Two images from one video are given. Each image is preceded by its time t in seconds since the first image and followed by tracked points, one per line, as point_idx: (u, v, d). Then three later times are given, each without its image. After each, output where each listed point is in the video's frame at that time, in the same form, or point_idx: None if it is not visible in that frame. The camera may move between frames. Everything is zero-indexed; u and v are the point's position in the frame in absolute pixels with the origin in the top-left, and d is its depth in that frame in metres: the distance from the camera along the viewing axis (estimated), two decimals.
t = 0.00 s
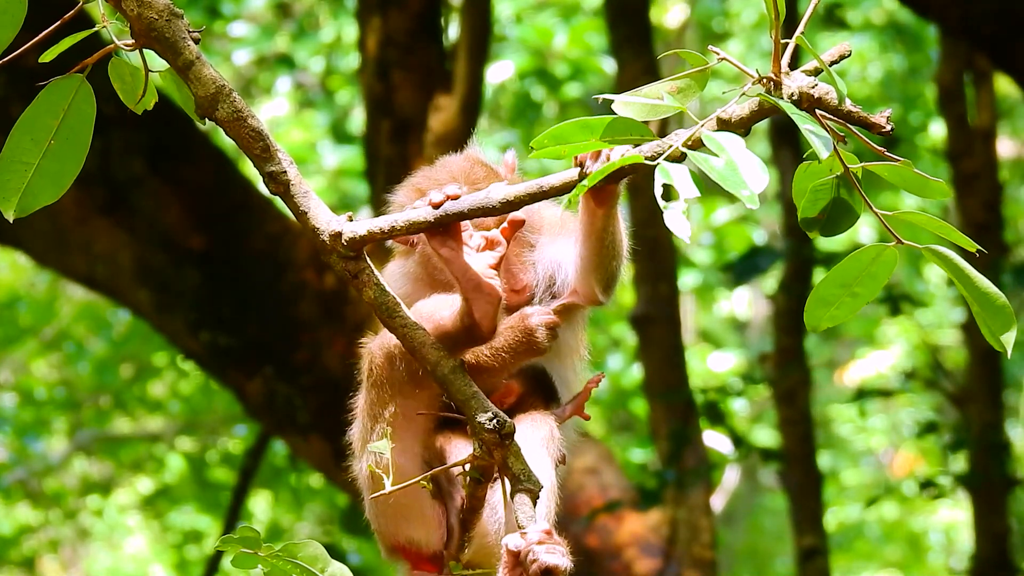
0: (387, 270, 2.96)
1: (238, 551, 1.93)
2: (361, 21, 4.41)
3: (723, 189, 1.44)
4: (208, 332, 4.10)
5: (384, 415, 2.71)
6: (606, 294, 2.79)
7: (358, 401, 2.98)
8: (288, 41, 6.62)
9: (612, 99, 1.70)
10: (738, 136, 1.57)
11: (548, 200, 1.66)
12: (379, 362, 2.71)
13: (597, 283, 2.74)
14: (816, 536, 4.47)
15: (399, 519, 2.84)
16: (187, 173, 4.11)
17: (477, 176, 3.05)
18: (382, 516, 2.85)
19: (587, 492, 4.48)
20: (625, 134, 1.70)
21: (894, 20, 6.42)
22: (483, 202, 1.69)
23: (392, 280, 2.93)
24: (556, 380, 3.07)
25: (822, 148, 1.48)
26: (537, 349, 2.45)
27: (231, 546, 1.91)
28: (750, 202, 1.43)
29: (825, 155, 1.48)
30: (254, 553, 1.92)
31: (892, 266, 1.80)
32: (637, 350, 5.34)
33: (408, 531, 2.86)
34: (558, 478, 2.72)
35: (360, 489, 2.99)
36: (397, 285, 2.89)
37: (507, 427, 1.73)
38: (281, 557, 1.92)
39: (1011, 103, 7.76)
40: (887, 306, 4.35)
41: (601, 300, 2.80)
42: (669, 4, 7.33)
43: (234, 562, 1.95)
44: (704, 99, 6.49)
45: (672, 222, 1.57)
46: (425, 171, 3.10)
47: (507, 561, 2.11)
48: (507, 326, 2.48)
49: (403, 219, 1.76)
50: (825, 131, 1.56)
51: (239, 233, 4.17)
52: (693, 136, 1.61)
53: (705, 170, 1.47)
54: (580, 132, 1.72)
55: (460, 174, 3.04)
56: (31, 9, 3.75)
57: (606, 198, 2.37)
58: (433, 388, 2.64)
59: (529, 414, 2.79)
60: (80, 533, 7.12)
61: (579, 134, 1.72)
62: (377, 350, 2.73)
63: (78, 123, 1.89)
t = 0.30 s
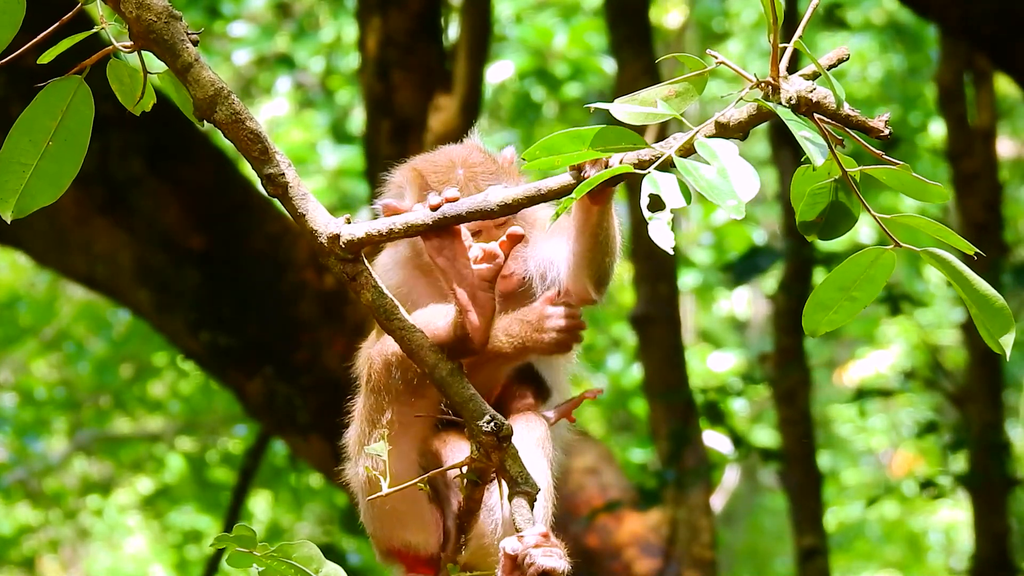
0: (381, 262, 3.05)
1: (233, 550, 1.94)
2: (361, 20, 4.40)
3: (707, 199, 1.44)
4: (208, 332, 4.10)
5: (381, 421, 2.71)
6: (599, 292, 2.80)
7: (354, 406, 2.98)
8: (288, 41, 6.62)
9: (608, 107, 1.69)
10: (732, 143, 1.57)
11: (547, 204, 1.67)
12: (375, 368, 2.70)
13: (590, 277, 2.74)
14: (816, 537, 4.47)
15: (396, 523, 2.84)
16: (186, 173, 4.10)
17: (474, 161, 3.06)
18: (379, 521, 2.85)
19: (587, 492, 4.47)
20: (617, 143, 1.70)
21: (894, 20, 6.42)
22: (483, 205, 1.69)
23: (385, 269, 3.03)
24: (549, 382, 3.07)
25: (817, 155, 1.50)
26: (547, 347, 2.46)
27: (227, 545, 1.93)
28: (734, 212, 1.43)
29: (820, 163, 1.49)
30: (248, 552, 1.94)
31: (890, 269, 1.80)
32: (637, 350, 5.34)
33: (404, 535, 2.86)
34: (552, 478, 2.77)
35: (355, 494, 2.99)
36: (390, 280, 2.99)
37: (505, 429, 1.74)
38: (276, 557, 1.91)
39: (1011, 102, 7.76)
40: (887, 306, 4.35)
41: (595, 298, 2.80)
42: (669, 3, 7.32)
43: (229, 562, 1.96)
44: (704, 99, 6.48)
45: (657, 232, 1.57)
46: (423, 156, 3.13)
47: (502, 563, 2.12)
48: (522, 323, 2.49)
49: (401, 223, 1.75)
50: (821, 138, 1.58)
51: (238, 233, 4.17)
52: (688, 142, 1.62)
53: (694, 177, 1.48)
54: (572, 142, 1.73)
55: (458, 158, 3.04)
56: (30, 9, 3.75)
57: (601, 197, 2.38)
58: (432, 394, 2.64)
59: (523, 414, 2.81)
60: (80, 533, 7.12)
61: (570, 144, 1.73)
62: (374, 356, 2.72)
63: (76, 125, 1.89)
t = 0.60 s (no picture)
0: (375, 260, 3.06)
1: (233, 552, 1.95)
2: (361, 20, 4.40)
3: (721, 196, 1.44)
4: (208, 332, 4.11)
5: (380, 422, 2.72)
6: (596, 286, 2.81)
7: (353, 408, 2.99)
8: (288, 41, 6.62)
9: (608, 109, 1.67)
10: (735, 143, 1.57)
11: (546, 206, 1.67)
12: (373, 370, 2.70)
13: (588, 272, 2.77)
14: (816, 537, 4.47)
15: (395, 525, 2.84)
16: (186, 174, 4.10)
17: (463, 153, 3.05)
18: (379, 522, 2.85)
19: (587, 492, 4.47)
20: (624, 144, 1.71)
21: (894, 20, 6.42)
22: (482, 205, 1.71)
23: (381, 270, 3.03)
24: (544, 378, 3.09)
25: (822, 154, 1.49)
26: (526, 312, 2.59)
27: (226, 546, 1.93)
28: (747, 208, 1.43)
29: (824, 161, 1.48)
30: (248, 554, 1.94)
31: (889, 269, 1.81)
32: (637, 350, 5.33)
33: (404, 536, 2.86)
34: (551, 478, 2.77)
35: (355, 494, 2.99)
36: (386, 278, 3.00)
37: (504, 431, 1.74)
38: (275, 557, 1.91)
39: (1011, 102, 7.75)
40: (887, 306, 4.35)
41: (591, 292, 2.81)
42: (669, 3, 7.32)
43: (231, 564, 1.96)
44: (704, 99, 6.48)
45: (669, 231, 1.57)
46: (413, 152, 3.13)
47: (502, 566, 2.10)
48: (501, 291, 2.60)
49: (400, 224, 1.75)
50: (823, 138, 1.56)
51: (238, 233, 4.16)
52: (691, 143, 1.61)
53: (704, 176, 1.48)
54: (578, 142, 1.72)
55: (446, 151, 3.04)
56: (30, 9, 3.75)
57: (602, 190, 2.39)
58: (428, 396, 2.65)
59: (520, 414, 2.82)
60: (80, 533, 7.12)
61: (577, 145, 1.73)
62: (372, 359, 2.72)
63: (75, 126, 1.88)
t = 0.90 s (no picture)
0: (379, 251, 3.10)
1: (235, 549, 1.93)
2: (361, 21, 4.40)
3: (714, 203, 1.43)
4: (208, 332, 4.11)
5: (384, 418, 2.72)
6: (597, 285, 2.85)
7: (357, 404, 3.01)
8: (288, 41, 6.62)
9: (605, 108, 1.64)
10: (735, 141, 1.57)
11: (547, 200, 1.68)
12: (378, 365, 2.71)
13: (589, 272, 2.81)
14: (816, 536, 4.47)
15: (399, 520, 2.85)
16: (187, 173, 4.10)
17: (464, 138, 3.07)
18: (382, 517, 2.86)
19: (587, 492, 4.47)
20: (620, 145, 1.65)
21: (894, 19, 6.42)
22: (483, 201, 1.69)
23: (386, 263, 3.06)
24: (543, 372, 3.05)
25: (821, 152, 1.49)
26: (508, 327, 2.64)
27: (230, 544, 1.91)
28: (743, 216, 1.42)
29: (824, 158, 1.49)
30: (252, 551, 1.92)
31: (890, 264, 1.80)
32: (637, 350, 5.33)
33: (408, 531, 2.87)
34: (554, 474, 2.78)
35: (358, 490, 2.99)
36: (392, 266, 3.04)
37: (507, 426, 1.74)
38: (280, 554, 1.92)
39: (1011, 102, 7.76)
40: (887, 305, 4.35)
41: (592, 290, 2.85)
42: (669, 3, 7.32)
43: (233, 560, 1.95)
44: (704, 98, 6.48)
45: (667, 240, 1.56)
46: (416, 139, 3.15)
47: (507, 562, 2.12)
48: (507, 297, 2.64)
49: (403, 220, 1.75)
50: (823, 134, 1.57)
51: (239, 233, 4.17)
52: (691, 140, 1.61)
53: (702, 181, 1.47)
54: (575, 146, 1.68)
55: (449, 137, 3.05)
56: (31, 9, 3.76)
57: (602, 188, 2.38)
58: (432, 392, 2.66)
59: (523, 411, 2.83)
60: (79, 533, 7.12)
61: (574, 148, 1.68)
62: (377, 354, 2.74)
63: (77, 124, 1.88)
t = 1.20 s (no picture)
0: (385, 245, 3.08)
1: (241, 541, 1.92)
2: (361, 20, 4.40)
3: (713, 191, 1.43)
4: (208, 332, 4.11)
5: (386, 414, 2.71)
6: (598, 282, 2.86)
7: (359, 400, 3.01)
8: (288, 41, 6.62)
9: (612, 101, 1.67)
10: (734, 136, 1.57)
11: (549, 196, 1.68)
12: (380, 362, 2.70)
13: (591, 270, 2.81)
14: (816, 536, 4.47)
15: (401, 517, 2.84)
16: (188, 173, 4.11)
17: (472, 132, 3.08)
18: (384, 513, 2.86)
19: (587, 492, 4.47)
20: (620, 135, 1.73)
21: (894, 20, 6.42)
22: (485, 197, 1.69)
23: (391, 256, 3.06)
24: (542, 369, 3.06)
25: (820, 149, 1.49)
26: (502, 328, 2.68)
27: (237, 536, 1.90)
28: (740, 206, 1.42)
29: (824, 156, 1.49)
30: (258, 544, 1.92)
31: (892, 262, 1.80)
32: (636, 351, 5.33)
33: (410, 528, 2.86)
34: (557, 471, 2.77)
35: (362, 486, 2.99)
36: (396, 259, 3.03)
37: (509, 423, 1.75)
38: (285, 548, 1.92)
39: (1011, 102, 7.76)
40: (887, 305, 4.35)
41: (593, 288, 2.86)
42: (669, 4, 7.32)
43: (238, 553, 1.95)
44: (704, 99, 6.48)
45: (660, 227, 1.61)
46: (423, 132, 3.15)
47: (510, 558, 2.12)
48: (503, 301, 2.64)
49: (404, 216, 1.74)
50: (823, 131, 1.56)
51: (239, 233, 4.17)
52: (691, 134, 1.62)
53: (700, 171, 1.47)
54: (575, 131, 1.71)
55: (456, 130, 3.06)
56: (31, 9, 3.76)
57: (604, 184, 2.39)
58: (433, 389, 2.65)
59: (525, 406, 2.81)
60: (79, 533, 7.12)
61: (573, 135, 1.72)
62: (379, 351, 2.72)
63: (78, 121, 1.89)
